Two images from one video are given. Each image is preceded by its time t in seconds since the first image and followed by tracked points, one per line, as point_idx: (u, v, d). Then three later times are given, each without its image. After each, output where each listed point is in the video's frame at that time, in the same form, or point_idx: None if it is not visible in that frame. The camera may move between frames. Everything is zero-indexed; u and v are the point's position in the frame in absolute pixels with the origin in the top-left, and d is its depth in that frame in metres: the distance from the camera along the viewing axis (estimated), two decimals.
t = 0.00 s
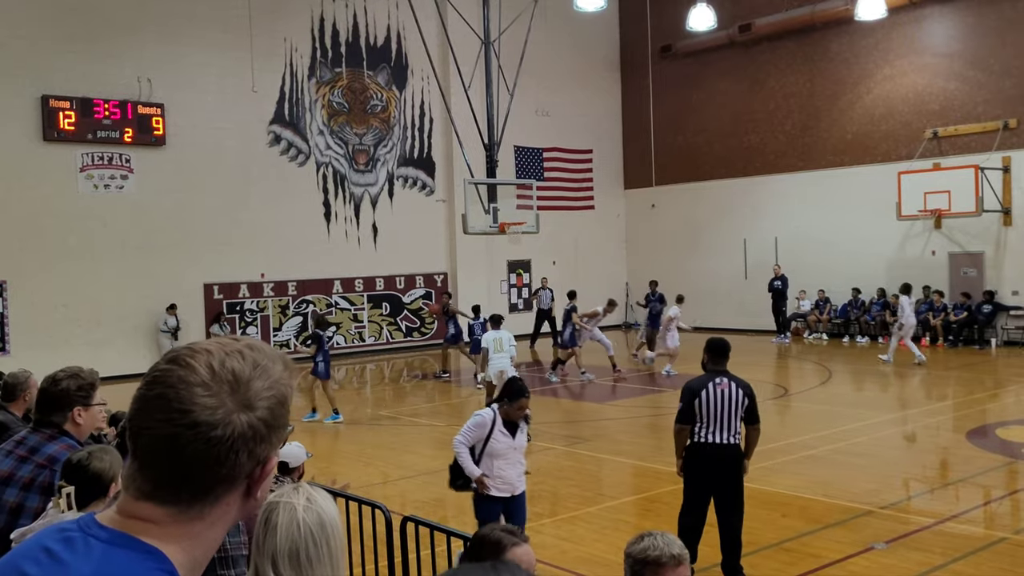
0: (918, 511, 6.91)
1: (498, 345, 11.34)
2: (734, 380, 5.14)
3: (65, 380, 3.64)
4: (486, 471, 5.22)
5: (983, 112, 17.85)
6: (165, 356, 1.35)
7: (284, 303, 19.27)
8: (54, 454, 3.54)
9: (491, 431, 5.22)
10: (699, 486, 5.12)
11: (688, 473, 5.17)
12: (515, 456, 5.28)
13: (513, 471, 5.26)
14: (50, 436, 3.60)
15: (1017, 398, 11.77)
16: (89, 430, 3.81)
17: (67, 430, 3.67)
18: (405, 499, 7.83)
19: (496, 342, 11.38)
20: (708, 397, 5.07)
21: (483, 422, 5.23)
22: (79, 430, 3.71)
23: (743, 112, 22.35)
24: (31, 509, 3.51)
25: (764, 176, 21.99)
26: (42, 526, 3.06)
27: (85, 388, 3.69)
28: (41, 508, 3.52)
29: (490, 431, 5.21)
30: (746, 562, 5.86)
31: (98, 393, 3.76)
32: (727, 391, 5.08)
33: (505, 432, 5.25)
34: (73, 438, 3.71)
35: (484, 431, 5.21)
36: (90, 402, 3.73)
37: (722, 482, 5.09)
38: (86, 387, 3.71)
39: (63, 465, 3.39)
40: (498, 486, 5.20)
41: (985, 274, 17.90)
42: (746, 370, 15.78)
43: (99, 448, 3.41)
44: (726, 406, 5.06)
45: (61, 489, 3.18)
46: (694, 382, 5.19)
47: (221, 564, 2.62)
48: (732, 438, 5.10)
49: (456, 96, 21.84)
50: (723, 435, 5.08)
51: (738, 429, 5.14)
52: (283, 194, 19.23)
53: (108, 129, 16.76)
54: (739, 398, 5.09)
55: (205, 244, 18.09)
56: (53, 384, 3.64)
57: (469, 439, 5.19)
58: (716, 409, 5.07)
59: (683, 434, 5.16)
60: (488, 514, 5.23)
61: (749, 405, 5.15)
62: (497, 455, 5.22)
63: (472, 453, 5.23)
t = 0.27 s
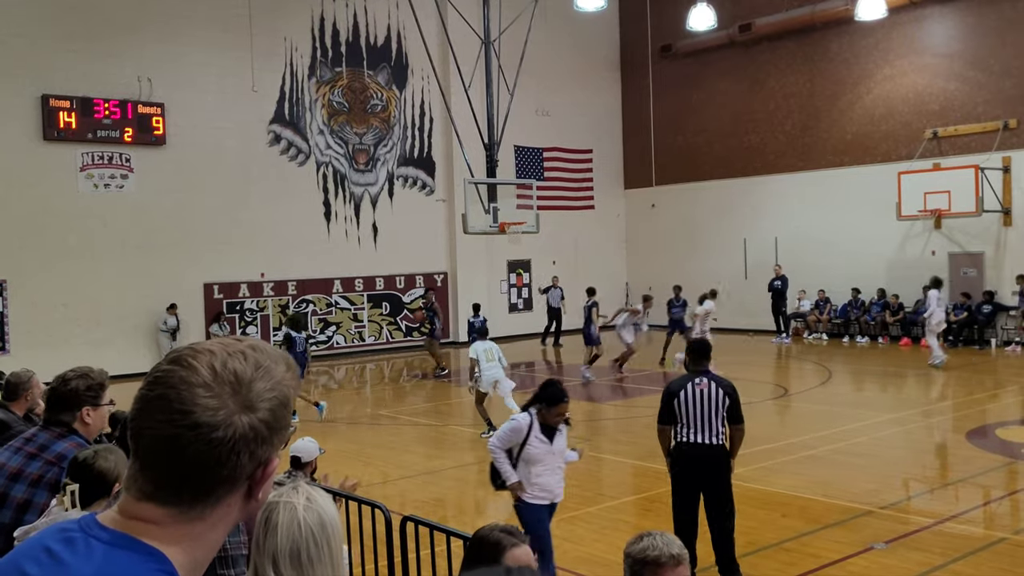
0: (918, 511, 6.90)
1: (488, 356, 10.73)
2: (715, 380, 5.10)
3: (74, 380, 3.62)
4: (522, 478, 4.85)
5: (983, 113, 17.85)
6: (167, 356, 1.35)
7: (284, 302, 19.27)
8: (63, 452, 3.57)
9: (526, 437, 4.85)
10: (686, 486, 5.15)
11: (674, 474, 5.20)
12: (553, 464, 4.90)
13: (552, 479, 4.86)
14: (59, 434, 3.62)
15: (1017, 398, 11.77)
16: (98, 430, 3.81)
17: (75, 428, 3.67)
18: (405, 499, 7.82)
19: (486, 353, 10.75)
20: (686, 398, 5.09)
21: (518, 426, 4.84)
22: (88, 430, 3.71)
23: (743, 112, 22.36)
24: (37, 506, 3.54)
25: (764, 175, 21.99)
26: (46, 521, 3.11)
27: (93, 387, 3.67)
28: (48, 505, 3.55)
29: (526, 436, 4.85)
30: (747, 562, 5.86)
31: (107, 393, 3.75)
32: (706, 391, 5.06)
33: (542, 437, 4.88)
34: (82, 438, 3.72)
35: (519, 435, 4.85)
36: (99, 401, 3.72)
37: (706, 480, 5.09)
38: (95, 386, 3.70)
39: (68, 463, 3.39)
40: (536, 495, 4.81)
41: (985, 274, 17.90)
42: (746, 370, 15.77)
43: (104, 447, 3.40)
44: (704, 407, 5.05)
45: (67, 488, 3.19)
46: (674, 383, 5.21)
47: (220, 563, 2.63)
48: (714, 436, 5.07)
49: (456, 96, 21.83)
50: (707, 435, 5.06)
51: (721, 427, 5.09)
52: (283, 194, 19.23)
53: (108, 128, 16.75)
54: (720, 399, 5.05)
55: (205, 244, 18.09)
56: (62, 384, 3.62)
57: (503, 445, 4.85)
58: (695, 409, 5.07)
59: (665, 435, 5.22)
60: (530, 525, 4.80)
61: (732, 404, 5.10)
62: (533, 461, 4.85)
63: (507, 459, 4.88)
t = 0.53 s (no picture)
0: (917, 511, 6.90)
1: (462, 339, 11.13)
2: (699, 379, 5.12)
3: (75, 379, 3.62)
4: (568, 487, 4.70)
5: (983, 113, 17.85)
6: (166, 357, 1.35)
7: (284, 302, 19.27)
8: (66, 449, 3.57)
9: (575, 444, 4.73)
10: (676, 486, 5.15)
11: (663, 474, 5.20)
12: (599, 472, 4.78)
13: (597, 488, 4.74)
14: (63, 432, 3.63)
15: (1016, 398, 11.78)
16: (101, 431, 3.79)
17: (78, 428, 3.68)
18: (405, 499, 7.82)
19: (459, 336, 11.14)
20: (671, 398, 5.11)
21: (567, 432, 4.73)
22: (91, 429, 3.71)
23: (743, 112, 22.36)
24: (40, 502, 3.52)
25: (764, 176, 21.99)
26: (44, 520, 3.06)
27: (95, 386, 3.67)
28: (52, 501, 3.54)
29: (574, 443, 4.72)
30: (748, 562, 5.86)
31: (109, 392, 3.74)
32: (690, 390, 5.08)
33: (589, 444, 4.77)
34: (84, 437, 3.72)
35: (567, 442, 4.73)
36: (101, 401, 3.71)
37: (697, 482, 5.09)
38: (96, 385, 3.69)
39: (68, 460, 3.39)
40: (582, 504, 4.68)
41: (985, 275, 17.90)
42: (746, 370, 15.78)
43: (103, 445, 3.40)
44: (688, 405, 5.07)
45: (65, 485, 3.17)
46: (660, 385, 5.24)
47: (219, 563, 2.63)
48: (702, 437, 5.07)
49: (456, 96, 21.83)
50: (693, 434, 5.07)
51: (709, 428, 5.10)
52: (282, 194, 19.22)
53: (108, 128, 16.75)
54: (704, 397, 5.06)
55: (205, 244, 18.08)
56: (64, 383, 3.63)
57: (550, 452, 4.70)
58: (681, 409, 5.08)
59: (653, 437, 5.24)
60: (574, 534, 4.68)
61: (718, 404, 5.10)
62: (581, 469, 4.72)
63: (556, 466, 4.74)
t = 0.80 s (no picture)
0: (917, 512, 6.90)
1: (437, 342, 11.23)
2: (692, 380, 5.10)
3: (71, 378, 3.59)
4: (621, 504, 4.37)
5: (983, 114, 17.86)
6: (168, 357, 1.35)
7: (284, 303, 19.27)
8: (65, 449, 3.57)
9: (630, 459, 4.34)
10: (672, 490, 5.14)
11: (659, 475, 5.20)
12: (652, 487, 4.43)
13: (650, 503, 4.41)
14: (62, 431, 3.63)
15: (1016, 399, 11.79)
16: (101, 429, 3.77)
17: (77, 426, 3.66)
18: (405, 499, 7.82)
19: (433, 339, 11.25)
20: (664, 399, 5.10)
21: (620, 447, 4.33)
22: (90, 429, 3.69)
23: (743, 112, 22.36)
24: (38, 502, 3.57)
25: (764, 176, 21.99)
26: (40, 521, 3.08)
27: (91, 385, 3.63)
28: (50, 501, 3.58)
29: (629, 459, 4.33)
30: (748, 562, 5.86)
31: (107, 391, 3.69)
32: (684, 391, 5.05)
33: (644, 458, 4.38)
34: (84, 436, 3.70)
35: (621, 458, 4.32)
36: (99, 400, 3.68)
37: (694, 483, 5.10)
38: (94, 384, 3.65)
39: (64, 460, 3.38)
40: (635, 524, 4.36)
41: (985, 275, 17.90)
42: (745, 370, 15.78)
43: (101, 444, 3.40)
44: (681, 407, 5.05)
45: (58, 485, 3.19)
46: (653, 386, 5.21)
47: (219, 563, 2.62)
48: (697, 438, 5.07)
49: (456, 96, 21.82)
50: (688, 435, 5.07)
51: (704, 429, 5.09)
52: (282, 195, 19.22)
53: (108, 128, 16.74)
54: (697, 398, 5.05)
55: (205, 243, 18.08)
56: (61, 382, 3.61)
57: (604, 471, 4.30)
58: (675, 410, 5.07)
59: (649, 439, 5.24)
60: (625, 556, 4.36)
61: (712, 404, 5.09)
62: (635, 486, 4.37)
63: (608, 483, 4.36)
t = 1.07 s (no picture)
0: (917, 512, 6.90)
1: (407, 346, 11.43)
2: (689, 380, 5.08)
3: (68, 377, 3.63)
4: (684, 512, 3.99)
5: (983, 114, 17.85)
6: (169, 355, 1.35)
7: (284, 302, 19.27)
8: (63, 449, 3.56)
9: (686, 462, 3.95)
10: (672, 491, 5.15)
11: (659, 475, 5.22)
12: (713, 487, 4.06)
13: (713, 505, 4.05)
14: (60, 431, 3.62)
15: (1016, 399, 11.79)
16: (101, 430, 3.79)
17: (75, 426, 3.68)
18: (405, 498, 7.82)
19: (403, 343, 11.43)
20: (662, 400, 5.10)
21: (674, 451, 3.95)
22: (88, 429, 3.71)
23: (743, 112, 22.36)
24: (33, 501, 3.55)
25: (764, 176, 21.99)
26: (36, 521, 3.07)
27: (88, 384, 3.66)
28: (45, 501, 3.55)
29: (685, 462, 3.95)
30: (747, 562, 5.86)
31: (105, 391, 3.73)
32: (680, 392, 5.03)
33: (702, 458, 3.99)
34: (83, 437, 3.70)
35: (676, 462, 3.95)
36: (96, 400, 3.71)
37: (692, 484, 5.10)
38: (91, 384, 3.69)
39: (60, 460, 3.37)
40: (703, 530, 4.00)
41: (985, 275, 17.89)
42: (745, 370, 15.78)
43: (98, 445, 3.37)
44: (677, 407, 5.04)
45: (50, 484, 3.18)
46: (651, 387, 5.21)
47: (220, 562, 2.61)
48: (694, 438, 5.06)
49: (456, 96, 21.82)
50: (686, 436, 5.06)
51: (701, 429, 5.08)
52: (282, 195, 19.21)
53: (108, 127, 16.75)
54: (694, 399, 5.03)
55: (205, 243, 18.08)
56: (59, 382, 3.65)
57: (660, 479, 3.93)
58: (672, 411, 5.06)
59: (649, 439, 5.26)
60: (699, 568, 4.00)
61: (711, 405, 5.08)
62: (696, 488, 3.99)
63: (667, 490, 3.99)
